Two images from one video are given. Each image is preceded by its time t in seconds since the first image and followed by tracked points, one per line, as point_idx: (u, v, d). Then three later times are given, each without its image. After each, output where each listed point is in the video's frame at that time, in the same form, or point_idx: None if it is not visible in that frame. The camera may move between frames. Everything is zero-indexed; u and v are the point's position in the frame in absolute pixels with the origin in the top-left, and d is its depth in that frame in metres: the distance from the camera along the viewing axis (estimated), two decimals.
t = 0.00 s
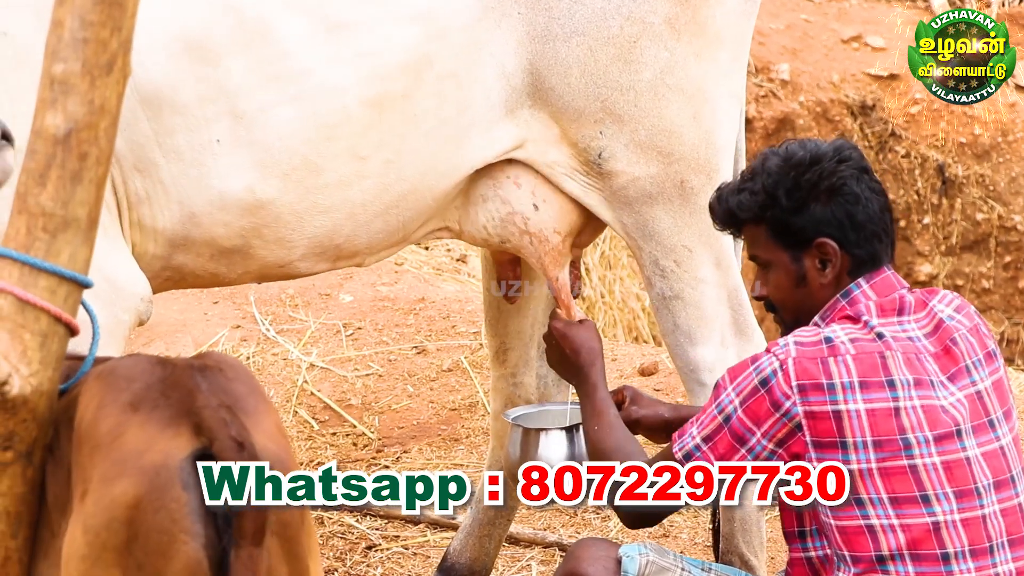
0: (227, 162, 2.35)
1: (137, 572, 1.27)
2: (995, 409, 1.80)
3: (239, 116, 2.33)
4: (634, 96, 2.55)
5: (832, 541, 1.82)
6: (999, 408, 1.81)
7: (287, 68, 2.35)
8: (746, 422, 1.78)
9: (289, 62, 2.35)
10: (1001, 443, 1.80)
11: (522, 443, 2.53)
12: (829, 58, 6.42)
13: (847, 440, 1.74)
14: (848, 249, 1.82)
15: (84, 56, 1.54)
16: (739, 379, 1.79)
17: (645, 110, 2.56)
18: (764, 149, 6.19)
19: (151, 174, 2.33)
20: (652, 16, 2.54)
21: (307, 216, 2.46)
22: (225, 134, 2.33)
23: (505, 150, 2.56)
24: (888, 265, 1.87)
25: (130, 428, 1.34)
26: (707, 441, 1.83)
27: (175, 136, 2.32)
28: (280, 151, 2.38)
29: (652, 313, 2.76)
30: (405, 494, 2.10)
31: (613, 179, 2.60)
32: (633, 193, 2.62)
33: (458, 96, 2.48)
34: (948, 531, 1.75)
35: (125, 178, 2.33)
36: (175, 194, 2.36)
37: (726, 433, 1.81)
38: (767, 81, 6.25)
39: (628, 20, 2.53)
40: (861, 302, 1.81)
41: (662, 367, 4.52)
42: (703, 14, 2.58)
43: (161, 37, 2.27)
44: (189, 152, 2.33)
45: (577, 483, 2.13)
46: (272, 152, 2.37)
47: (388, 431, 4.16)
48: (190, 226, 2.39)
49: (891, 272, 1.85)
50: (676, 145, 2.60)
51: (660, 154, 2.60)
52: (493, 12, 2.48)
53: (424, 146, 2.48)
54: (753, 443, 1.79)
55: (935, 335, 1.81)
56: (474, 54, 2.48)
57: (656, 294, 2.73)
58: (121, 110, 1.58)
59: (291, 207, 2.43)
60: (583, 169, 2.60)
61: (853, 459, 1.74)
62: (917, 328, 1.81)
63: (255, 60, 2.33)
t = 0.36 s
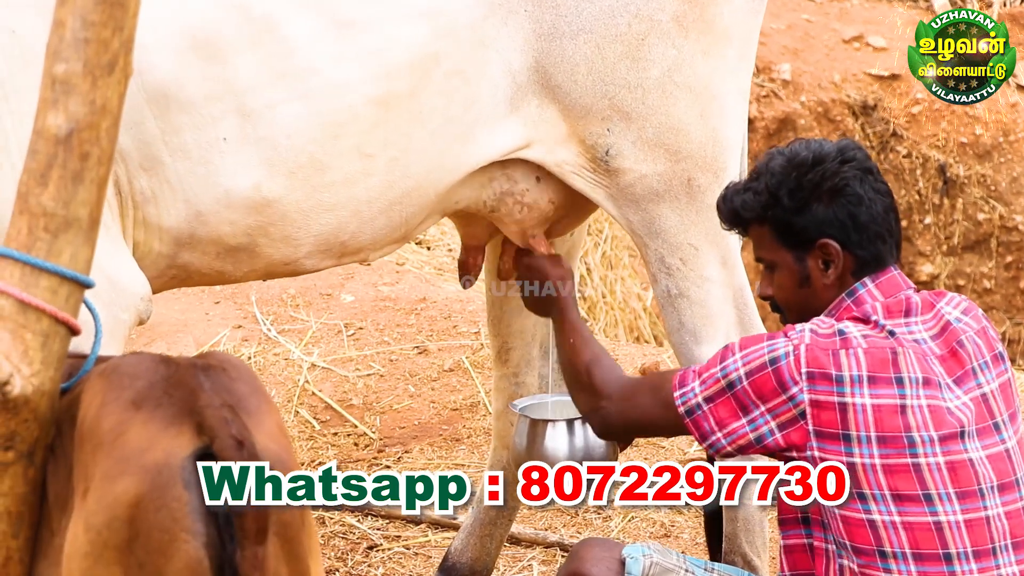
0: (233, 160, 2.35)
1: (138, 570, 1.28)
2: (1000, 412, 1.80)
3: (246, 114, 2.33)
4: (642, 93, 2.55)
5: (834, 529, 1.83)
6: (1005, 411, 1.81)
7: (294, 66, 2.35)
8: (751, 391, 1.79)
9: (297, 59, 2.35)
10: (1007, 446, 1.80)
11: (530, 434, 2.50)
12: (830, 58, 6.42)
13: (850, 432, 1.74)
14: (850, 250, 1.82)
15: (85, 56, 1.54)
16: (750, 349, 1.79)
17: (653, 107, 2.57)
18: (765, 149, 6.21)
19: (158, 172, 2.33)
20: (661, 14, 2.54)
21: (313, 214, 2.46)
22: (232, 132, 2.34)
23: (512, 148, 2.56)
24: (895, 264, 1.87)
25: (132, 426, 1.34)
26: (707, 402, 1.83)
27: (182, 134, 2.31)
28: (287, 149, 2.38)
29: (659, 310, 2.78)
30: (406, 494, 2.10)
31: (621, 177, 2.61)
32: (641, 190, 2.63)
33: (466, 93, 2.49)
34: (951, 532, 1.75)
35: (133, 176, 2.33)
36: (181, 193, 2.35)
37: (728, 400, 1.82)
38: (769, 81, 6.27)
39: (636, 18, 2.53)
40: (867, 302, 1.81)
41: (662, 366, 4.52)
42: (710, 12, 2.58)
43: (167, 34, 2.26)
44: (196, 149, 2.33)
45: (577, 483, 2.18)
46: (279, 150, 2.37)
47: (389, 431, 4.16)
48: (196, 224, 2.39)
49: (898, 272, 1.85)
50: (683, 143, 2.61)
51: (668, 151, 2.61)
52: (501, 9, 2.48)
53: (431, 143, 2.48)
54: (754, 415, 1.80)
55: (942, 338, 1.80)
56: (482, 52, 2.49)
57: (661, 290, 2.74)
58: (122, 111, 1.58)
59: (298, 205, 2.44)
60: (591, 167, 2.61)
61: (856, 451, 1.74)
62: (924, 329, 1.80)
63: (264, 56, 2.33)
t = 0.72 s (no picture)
0: (241, 159, 2.35)
1: (135, 570, 1.27)
2: (995, 411, 1.80)
3: (254, 112, 2.33)
4: (649, 90, 2.56)
5: (829, 527, 1.83)
6: (1001, 410, 1.81)
7: (303, 64, 2.35)
8: (747, 396, 1.78)
9: (305, 58, 2.35)
10: (1001, 445, 1.79)
11: (531, 437, 2.46)
12: (829, 58, 6.42)
13: (844, 430, 1.74)
14: (844, 248, 1.81)
15: (84, 56, 1.54)
16: (743, 353, 1.78)
17: (660, 104, 2.57)
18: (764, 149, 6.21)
19: (164, 172, 2.33)
20: (667, 11, 2.54)
21: (321, 212, 2.47)
22: (240, 131, 2.34)
23: (520, 144, 2.57)
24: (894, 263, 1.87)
25: (131, 426, 1.34)
26: (704, 412, 1.82)
27: (188, 134, 2.31)
28: (295, 146, 2.38)
29: (662, 309, 2.77)
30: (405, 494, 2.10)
31: (627, 174, 2.61)
32: (646, 187, 2.63)
33: (472, 91, 2.49)
34: (944, 529, 1.74)
35: (140, 176, 2.33)
36: (189, 194, 2.35)
37: (725, 407, 1.81)
38: (768, 80, 6.30)
39: (643, 15, 2.53)
40: (862, 300, 1.81)
41: (661, 366, 4.52)
42: (717, 9, 2.59)
43: (175, 33, 2.26)
44: (204, 146, 2.32)
45: (577, 483, 2.16)
46: (288, 149, 2.38)
47: (388, 431, 4.16)
48: (203, 223, 2.39)
49: (896, 271, 1.85)
50: (690, 140, 2.61)
51: (675, 148, 2.61)
52: (508, 7, 2.48)
53: (437, 141, 2.49)
54: (753, 418, 1.79)
55: (939, 336, 1.80)
56: (488, 50, 2.49)
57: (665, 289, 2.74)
58: (121, 111, 1.58)
59: (306, 204, 2.44)
60: (597, 164, 2.61)
61: (850, 450, 1.74)
62: (920, 328, 1.80)
63: (271, 56, 2.33)
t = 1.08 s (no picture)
0: (247, 158, 2.35)
1: (146, 567, 1.28)
2: (990, 409, 1.79)
3: (259, 113, 2.34)
4: (652, 89, 2.56)
5: (826, 534, 1.82)
6: (995, 408, 1.81)
7: (308, 64, 2.35)
8: (738, 409, 1.79)
9: (310, 58, 2.35)
10: (996, 443, 1.79)
11: (530, 439, 2.46)
12: (828, 58, 6.42)
13: (836, 434, 1.74)
14: (829, 247, 1.82)
15: (83, 56, 1.54)
16: (732, 367, 1.79)
17: (663, 103, 2.57)
18: (764, 148, 6.21)
19: (171, 172, 2.33)
20: (671, 10, 2.54)
21: (326, 212, 2.47)
22: (247, 131, 2.34)
23: (523, 143, 2.57)
24: (888, 264, 1.87)
25: (138, 423, 1.34)
26: (698, 429, 1.83)
27: (195, 134, 2.31)
28: (300, 146, 2.38)
29: (664, 308, 2.77)
30: (404, 494, 2.08)
31: (631, 173, 2.61)
32: (649, 186, 2.63)
33: (477, 90, 2.49)
34: (940, 529, 1.74)
35: (148, 176, 2.33)
36: (197, 194, 2.35)
37: (718, 421, 1.81)
38: (767, 81, 6.29)
39: (647, 13, 2.53)
40: (853, 300, 1.81)
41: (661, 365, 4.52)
42: (720, 8, 2.59)
43: (182, 33, 2.26)
44: (210, 147, 2.33)
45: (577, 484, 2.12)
46: (293, 148, 2.38)
47: (388, 430, 4.16)
48: (209, 223, 2.39)
49: (889, 271, 1.85)
50: (693, 139, 2.61)
51: (678, 147, 2.61)
52: (512, 6, 2.48)
53: (442, 140, 2.49)
54: (746, 432, 1.80)
55: (932, 336, 1.80)
56: (493, 49, 2.48)
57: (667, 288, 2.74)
58: (120, 110, 1.58)
59: (311, 204, 2.44)
60: (601, 163, 2.61)
61: (842, 454, 1.74)
62: (914, 329, 1.80)
63: (276, 56, 2.33)
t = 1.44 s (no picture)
0: (247, 158, 2.35)
1: (142, 565, 1.28)
2: (990, 410, 1.79)
3: (259, 114, 2.34)
4: (653, 89, 2.56)
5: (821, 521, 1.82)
6: (995, 409, 1.81)
7: (309, 65, 2.35)
8: (739, 378, 1.80)
9: (311, 58, 2.35)
10: (996, 444, 1.79)
11: (533, 439, 2.44)
12: (827, 58, 6.43)
13: (835, 426, 1.74)
14: (828, 243, 1.83)
15: (83, 56, 1.54)
16: (741, 337, 1.80)
17: (664, 103, 2.57)
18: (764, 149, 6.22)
19: (171, 172, 2.33)
20: (672, 10, 2.54)
21: (325, 212, 2.47)
22: (246, 132, 2.34)
23: (523, 144, 2.56)
24: (894, 264, 1.87)
25: (136, 423, 1.34)
26: (695, 386, 1.84)
27: (194, 134, 2.31)
28: (298, 147, 2.38)
29: (663, 309, 2.77)
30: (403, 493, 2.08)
31: (631, 173, 2.61)
32: (650, 186, 2.63)
33: (477, 90, 2.49)
34: (937, 526, 1.74)
35: (145, 176, 2.32)
36: (193, 193, 2.35)
37: (717, 385, 1.83)
38: (767, 81, 6.32)
39: (649, 13, 2.53)
40: (858, 297, 1.81)
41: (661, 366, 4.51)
42: (721, 7, 2.60)
43: (184, 33, 2.26)
44: (209, 147, 2.32)
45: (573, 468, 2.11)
46: (292, 149, 2.38)
47: (387, 430, 4.17)
48: (207, 224, 2.38)
49: (895, 271, 1.86)
50: (693, 139, 2.62)
51: (679, 147, 2.61)
52: (513, 6, 2.48)
53: (442, 140, 2.49)
54: (742, 402, 1.81)
55: (934, 335, 1.80)
56: (494, 49, 2.49)
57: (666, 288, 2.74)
58: (120, 110, 1.58)
59: (309, 204, 2.44)
60: (601, 163, 2.61)
61: (840, 445, 1.74)
62: (916, 328, 1.80)
63: (277, 56, 2.33)
